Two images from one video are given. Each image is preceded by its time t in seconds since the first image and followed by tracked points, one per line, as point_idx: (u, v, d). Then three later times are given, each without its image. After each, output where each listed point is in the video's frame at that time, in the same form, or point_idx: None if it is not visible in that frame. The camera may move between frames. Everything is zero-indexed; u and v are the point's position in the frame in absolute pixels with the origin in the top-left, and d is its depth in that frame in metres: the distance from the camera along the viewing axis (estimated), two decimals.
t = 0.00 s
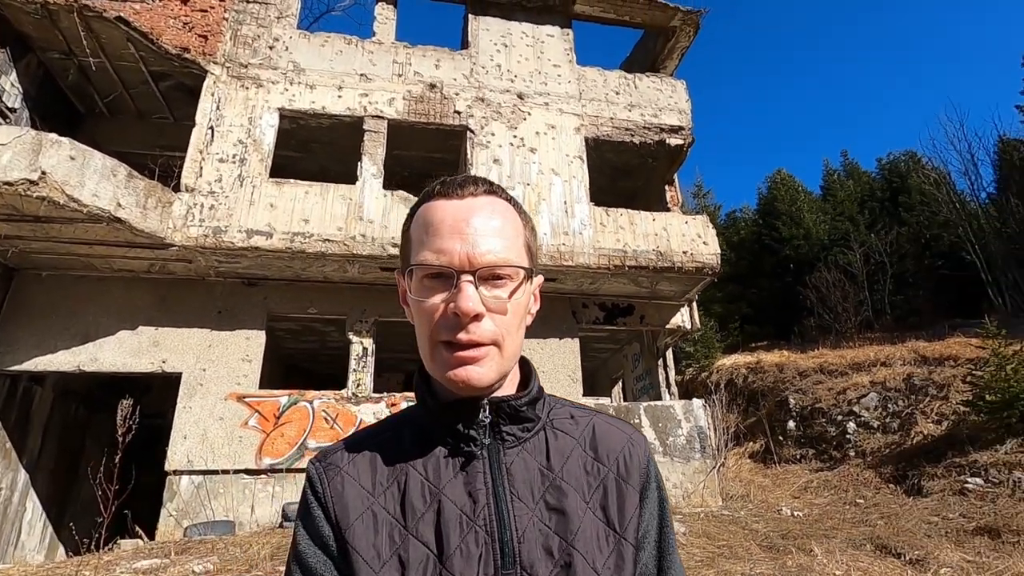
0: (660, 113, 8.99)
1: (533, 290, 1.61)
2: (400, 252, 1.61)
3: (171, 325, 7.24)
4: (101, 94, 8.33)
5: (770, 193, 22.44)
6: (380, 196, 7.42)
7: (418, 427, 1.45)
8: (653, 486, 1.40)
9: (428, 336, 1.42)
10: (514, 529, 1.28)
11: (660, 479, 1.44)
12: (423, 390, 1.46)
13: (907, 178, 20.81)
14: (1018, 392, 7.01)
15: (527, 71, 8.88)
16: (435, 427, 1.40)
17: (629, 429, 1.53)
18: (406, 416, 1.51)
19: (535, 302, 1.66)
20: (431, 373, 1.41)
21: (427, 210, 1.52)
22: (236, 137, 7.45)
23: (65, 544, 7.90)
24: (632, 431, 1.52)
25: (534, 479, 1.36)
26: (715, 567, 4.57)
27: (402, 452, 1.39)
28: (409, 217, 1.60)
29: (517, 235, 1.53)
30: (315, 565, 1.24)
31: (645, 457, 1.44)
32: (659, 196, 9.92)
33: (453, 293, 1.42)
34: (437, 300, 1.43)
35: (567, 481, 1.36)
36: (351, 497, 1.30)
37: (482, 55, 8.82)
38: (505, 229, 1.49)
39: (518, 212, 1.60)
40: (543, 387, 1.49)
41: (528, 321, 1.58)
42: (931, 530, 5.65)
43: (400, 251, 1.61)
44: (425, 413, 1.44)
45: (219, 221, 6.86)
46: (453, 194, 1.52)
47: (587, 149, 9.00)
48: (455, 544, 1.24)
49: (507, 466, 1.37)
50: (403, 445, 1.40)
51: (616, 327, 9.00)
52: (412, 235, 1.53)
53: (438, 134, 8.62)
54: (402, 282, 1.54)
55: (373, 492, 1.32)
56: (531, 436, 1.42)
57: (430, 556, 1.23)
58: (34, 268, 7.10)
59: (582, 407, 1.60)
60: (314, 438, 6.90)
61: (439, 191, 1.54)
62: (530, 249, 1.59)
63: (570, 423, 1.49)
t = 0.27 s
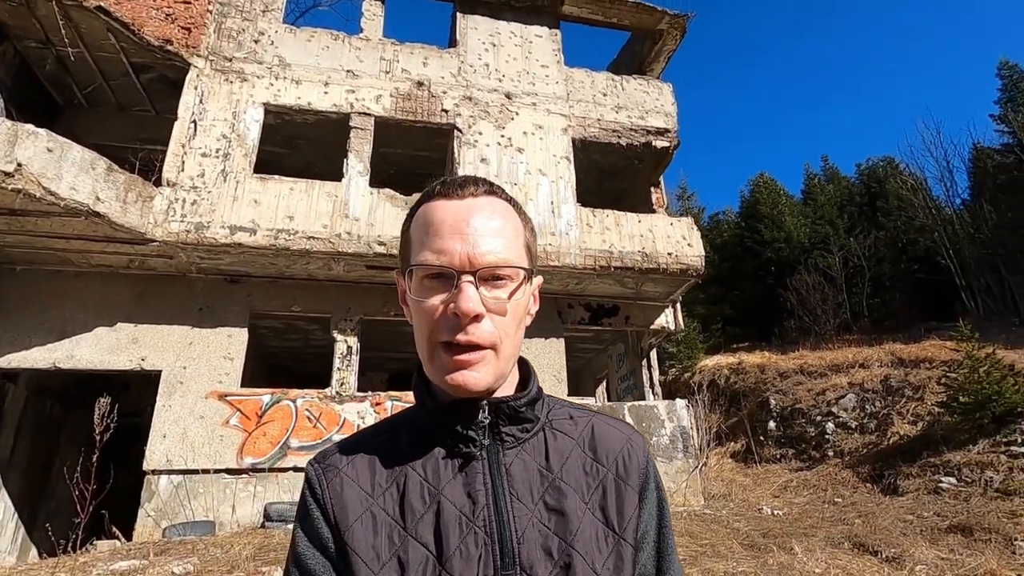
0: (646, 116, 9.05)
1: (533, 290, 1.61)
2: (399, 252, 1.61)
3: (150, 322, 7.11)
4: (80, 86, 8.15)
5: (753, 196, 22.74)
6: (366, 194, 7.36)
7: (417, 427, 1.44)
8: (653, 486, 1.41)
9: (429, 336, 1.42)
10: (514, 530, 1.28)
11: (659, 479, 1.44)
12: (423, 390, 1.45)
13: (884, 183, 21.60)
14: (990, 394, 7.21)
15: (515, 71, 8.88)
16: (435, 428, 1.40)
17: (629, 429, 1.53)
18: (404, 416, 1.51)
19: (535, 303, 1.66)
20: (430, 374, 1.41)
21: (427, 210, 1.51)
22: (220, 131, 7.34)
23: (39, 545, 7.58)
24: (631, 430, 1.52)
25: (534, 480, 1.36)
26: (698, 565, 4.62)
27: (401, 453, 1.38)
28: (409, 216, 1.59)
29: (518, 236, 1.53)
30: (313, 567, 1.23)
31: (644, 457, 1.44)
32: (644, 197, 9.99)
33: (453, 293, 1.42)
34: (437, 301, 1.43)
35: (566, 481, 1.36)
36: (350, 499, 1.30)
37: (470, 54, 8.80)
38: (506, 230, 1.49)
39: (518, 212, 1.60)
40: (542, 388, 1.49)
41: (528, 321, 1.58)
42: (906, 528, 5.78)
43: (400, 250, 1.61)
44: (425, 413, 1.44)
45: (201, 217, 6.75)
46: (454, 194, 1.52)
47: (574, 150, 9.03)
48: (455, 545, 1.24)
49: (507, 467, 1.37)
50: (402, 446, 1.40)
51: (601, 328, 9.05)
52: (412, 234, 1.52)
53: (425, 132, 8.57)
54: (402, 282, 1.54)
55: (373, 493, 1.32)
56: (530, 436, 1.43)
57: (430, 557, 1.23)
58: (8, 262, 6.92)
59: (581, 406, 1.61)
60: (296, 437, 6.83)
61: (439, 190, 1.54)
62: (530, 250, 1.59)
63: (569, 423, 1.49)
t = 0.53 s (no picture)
0: (634, 118, 9.10)
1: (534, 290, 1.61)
2: (400, 251, 1.61)
3: (129, 318, 6.98)
4: (58, 76, 7.97)
5: (736, 200, 23.02)
6: (352, 191, 7.30)
7: (417, 427, 1.44)
8: (653, 485, 1.41)
9: (429, 336, 1.42)
10: (514, 531, 1.28)
11: (659, 478, 1.45)
12: (423, 390, 1.45)
13: (863, 188, 22.11)
14: (965, 396, 7.38)
15: (504, 71, 8.87)
16: (435, 428, 1.40)
17: (628, 429, 1.54)
18: (405, 416, 1.51)
19: (535, 302, 1.67)
20: (430, 373, 1.41)
21: (429, 209, 1.51)
22: (204, 126, 7.23)
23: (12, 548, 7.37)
24: (631, 430, 1.53)
25: (534, 479, 1.36)
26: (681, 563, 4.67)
27: (402, 453, 1.38)
28: (411, 216, 1.59)
29: (519, 236, 1.53)
30: (312, 567, 1.23)
31: (643, 456, 1.45)
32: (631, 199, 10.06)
33: (454, 293, 1.42)
34: (438, 300, 1.43)
35: (566, 481, 1.36)
36: (350, 498, 1.29)
37: (459, 53, 8.77)
38: (508, 229, 1.49)
39: (519, 212, 1.60)
40: (543, 388, 1.50)
41: (529, 321, 1.58)
42: (884, 528, 5.89)
43: (401, 249, 1.61)
44: (425, 413, 1.44)
45: (184, 213, 6.65)
46: (456, 194, 1.52)
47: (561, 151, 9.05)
48: (456, 545, 1.24)
49: (507, 467, 1.37)
50: (402, 446, 1.40)
51: (587, 328, 9.09)
52: (413, 234, 1.52)
53: (413, 130, 8.53)
54: (403, 281, 1.54)
55: (373, 493, 1.31)
56: (530, 436, 1.43)
57: (430, 558, 1.23)
58: None
59: (580, 406, 1.62)
60: (280, 436, 6.76)
61: (440, 190, 1.54)
62: (531, 250, 1.59)
63: (569, 423, 1.50)
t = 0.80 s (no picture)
0: (622, 119, 9.15)
1: (534, 290, 1.62)
2: (399, 251, 1.61)
3: (110, 314, 6.85)
4: (37, 67, 7.79)
5: (721, 201, 23.26)
6: (340, 188, 7.24)
7: (417, 428, 1.45)
8: (652, 485, 1.42)
9: (430, 337, 1.42)
10: (514, 532, 1.28)
11: (658, 478, 1.46)
12: (423, 391, 1.45)
13: (844, 192, 22.49)
14: (942, 396, 7.55)
15: (493, 70, 8.86)
16: (435, 428, 1.40)
17: (628, 429, 1.55)
18: (404, 416, 1.51)
19: (536, 302, 1.67)
20: (431, 374, 1.42)
21: (429, 209, 1.51)
22: (188, 119, 7.12)
23: None
24: (630, 430, 1.54)
25: (534, 480, 1.37)
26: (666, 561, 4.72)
27: (401, 454, 1.38)
28: (411, 216, 1.59)
29: (520, 236, 1.53)
30: (311, 569, 1.23)
31: (643, 457, 1.46)
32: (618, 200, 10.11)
33: (455, 294, 1.42)
34: (439, 301, 1.43)
35: (566, 482, 1.37)
36: (349, 499, 1.29)
37: (448, 51, 8.74)
38: (508, 230, 1.49)
39: (519, 212, 1.60)
40: (543, 389, 1.50)
41: (529, 321, 1.59)
42: (863, 525, 6.00)
43: (401, 249, 1.61)
44: (425, 414, 1.44)
45: (167, 208, 6.54)
46: (457, 193, 1.52)
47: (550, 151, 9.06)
48: (455, 546, 1.24)
49: (507, 467, 1.37)
50: (402, 447, 1.40)
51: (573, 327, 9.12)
52: (413, 234, 1.52)
53: (401, 127, 8.48)
54: (403, 281, 1.54)
55: (372, 494, 1.31)
56: (530, 437, 1.43)
57: (430, 559, 1.23)
58: None
59: (580, 406, 1.62)
60: (264, 435, 6.69)
61: (441, 190, 1.54)
62: (532, 249, 1.60)
63: (568, 424, 1.51)
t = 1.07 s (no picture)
0: (608, 124, 9.22)
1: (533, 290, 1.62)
2: (399, 251, 1.61)
3: (87, 314, 6.71)
4: (14, 60, 7.62)
5: (704, 207, 23.55)
6: (325, 188, 7.19)
7: (416, 428, 1.45)
8: (652, 485, 1.42)
9: (430, 337, 1.42)
10: (514, 532, 1.28)
11: (658, 478, 1.46)
12: (422, 392, 1.45)
13: (824, 200, 22.92)
14: (918, 400, 7.72)
15: (481, 72, 8.87)
16: (434, 429, 1.41)
17: (627, 429, 1.55)
18: (404, 416, 1.52)
19: (535, 302, 1.68)
20: (431, 375, 1.42)
21: (429, 208, 1.51)
22: (171, 116, 7.01)
23: None
24: (629, 430, 1.54)
25: (534, 480, 1.37)
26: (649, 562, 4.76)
27: (401, 454, 1.38)
28: (410, 215, 1.59)
29: (519, 235, 1.54)
30: (310, 569, 1.22)
31: (642, 457, 1.47)
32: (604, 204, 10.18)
33: (455, 294, 1.42)
34: (439, 301, 1.44)
35: (566, 482, 1.37)
36: (349, 499, 1.29)
37: (436, 53, 8.73)
38: (507, 229, 1.49)
39: (518, 211, 1.61)
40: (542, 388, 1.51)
41: (528, 321, 1.59)
42: (843, 527, 6.11)
43: (400, 249, 1.61)
44: (424, 414, 1.44)
45: (148, 206, 6.42)
46: (456, 193, 1.52)
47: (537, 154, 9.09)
48: (455, 546, 1.23)
49: (507, 467, 1.37)
50: (401, 447, 1.40)
51: (559, 330, 9.16)
52: (413, 234, 1.52)
53: (388, 128, 8.45)
54: (404, 281, 1.54)
55: (371, 495, 1.31)
56: (530, 436, 1.44)
57: (430, 559, 1.23)
58: None
59: (579, 407, 1.63)
60: (245, 437, 6.59)
61: (441, 190, 1.54)
62: (531, 249, 1.60)
63: (567, 424, 1.51)
